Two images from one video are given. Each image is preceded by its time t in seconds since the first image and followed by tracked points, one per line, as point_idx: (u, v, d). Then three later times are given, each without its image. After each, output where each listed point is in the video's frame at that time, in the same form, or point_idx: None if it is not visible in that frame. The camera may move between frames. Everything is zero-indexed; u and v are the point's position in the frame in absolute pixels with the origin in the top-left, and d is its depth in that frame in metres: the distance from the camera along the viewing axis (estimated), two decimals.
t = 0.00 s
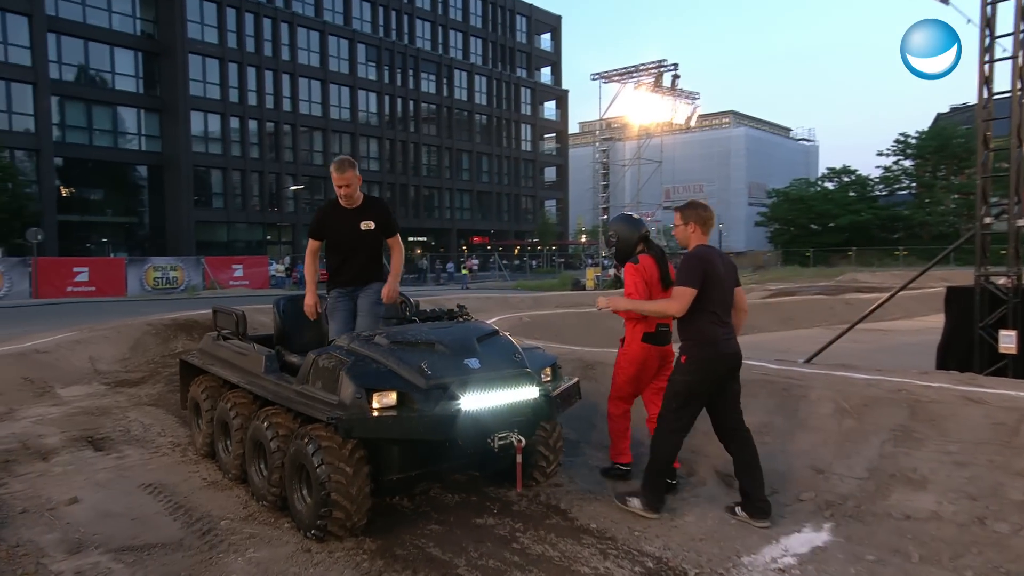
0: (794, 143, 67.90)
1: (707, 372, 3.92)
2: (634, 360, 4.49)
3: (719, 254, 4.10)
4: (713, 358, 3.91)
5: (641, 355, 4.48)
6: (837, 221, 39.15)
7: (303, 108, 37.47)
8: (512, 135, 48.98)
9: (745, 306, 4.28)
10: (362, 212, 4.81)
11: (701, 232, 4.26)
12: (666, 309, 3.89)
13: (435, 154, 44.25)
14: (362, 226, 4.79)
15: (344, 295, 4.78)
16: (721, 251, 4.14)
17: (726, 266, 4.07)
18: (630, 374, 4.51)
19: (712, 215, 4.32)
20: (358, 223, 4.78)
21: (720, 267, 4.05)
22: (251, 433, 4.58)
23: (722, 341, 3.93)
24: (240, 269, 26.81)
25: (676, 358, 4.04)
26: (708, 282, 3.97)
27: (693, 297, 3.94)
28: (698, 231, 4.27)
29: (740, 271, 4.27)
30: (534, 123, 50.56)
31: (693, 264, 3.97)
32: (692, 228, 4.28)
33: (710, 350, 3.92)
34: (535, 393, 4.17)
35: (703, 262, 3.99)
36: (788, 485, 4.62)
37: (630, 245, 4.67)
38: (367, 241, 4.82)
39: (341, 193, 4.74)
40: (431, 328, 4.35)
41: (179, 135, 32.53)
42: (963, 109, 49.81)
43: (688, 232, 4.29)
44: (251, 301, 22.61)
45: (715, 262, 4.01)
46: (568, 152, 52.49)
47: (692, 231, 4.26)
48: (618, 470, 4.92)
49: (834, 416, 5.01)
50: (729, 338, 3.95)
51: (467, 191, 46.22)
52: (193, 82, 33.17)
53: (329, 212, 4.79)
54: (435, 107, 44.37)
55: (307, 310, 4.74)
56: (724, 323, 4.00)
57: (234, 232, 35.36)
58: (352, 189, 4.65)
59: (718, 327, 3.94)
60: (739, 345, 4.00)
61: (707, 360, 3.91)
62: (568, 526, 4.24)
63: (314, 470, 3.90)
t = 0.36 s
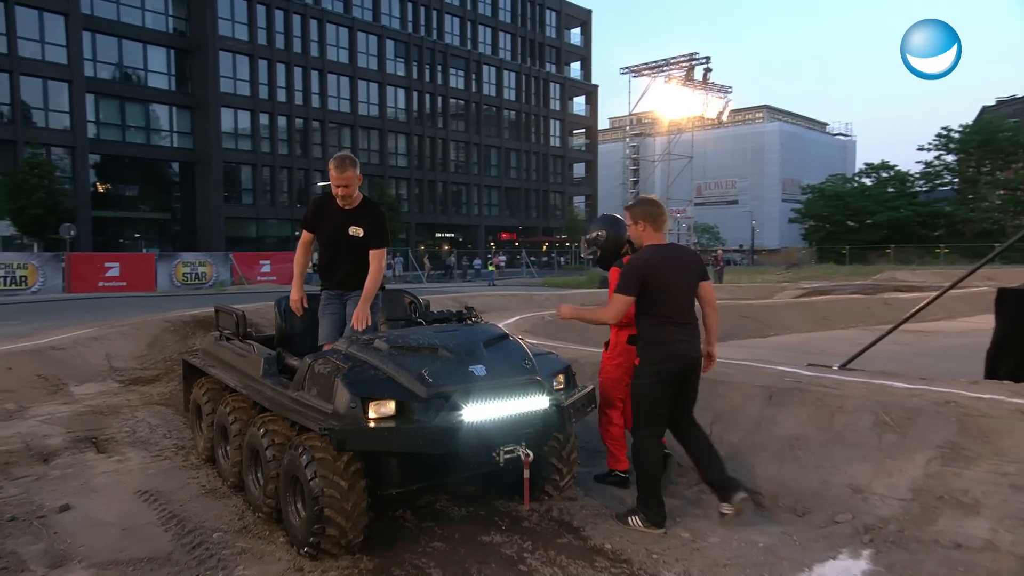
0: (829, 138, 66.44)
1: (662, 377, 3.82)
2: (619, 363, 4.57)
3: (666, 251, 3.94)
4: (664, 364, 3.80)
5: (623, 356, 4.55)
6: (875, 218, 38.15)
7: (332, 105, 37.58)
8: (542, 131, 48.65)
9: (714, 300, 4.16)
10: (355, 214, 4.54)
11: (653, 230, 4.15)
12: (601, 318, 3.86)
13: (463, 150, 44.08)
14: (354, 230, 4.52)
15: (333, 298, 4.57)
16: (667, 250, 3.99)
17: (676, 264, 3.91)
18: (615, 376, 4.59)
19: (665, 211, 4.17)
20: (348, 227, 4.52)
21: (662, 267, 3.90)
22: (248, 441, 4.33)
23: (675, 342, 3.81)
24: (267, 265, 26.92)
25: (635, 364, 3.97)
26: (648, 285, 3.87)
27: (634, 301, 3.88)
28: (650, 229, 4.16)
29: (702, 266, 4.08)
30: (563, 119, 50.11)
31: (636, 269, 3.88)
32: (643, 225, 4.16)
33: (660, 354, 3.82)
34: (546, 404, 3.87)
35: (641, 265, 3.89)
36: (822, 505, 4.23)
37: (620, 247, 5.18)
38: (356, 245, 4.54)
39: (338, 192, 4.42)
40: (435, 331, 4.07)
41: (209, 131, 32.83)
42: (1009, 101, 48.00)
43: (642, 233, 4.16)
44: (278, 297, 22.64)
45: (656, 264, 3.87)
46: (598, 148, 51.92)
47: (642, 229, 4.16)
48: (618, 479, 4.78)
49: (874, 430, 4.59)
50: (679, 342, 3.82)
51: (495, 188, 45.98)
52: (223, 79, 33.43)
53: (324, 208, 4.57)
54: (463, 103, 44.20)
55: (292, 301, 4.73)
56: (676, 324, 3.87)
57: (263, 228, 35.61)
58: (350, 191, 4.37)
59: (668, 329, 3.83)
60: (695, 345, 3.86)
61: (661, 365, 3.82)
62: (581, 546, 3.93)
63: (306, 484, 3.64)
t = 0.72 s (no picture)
0: (870, 134, 64.69)
1: (649, 382, 3.64)
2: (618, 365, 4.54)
3: (643, 252, 3.77)
4: (646, 368, 3.63)
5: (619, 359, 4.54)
6: (918, 216, 36.83)
7: (363, 106, 37.75)
8: (573, 130, 48.25)
9: (706, 302, 3.80)
10: (361, 212, 4.22)
11: (633, 234, 3.93)
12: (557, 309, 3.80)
13: (494, 150, 43.89)
14: (354, 227, 4.21)
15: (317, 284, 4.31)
16: (645, 250, 3.78)
17: (649, 262, 3.72)
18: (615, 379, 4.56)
19: (646, 212, 3.95)
20: (349, 223, 4.21)
21: (634, 267, 3.71)
22: (246, 453, 4.12)
23: (655, 346, 3.64)
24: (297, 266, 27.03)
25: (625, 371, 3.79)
26: (616, 288, 3.74)
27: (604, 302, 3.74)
28: (631, 233, 3.96)
29: (688, 265, 3.81)
30: (595, 118, 49.64)
31: (604, 271, 3.74)
32: (623, 228, 3.98)
33: (642, 359, 3.65)
34: (558, 418, 3.59)
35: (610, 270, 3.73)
36: (864, 529, 3.83)
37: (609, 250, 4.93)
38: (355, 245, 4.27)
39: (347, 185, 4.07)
40: (437, 339, 3.82)
41: (242, 134, 33.18)
42: None
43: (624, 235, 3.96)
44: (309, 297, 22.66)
45: (627, 264, 3.71)
46: (630, 147, 51.24)
47: (622, 233, 3.97)
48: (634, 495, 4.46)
49: (919, 448, 4.19)
50: (660, 346, 3.65)
51: (526, 188, 45.74)
52: (256, 82, 33.82)
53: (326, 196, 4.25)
54: (494, 102, 44.03)
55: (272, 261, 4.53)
56: (656, 328, 3.69)
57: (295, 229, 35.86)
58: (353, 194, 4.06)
59: (648, 331, 3.67)
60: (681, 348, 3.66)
61: (647, 370, 3.64)
62: (596, 572, 3.61)
63: (300, 501, 3.41)
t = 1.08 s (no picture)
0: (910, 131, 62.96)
1: (646, 383, 3.66)
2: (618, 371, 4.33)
3: (642, 254, 3.73)
4: (645, 368, 3.64)
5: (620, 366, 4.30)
6: (961, 215, 35.62)
7: (392, 107, 37.81)
8: (603, 129, 47.79)
9: (706, 302, 3.70)
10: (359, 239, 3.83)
11: (633, 231, 3.83)
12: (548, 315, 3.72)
13: (523, 150, 43.64)
14: (353, 255, 3.81)
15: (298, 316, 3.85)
16: (640, 252, 3.73)
17: (647, 262, 3.69)
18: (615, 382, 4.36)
19: (643, 208, 3.86)
20: (349, 251, 3.80)
21: (632, 269, 3.69)
22: (247, 463, 3.91)
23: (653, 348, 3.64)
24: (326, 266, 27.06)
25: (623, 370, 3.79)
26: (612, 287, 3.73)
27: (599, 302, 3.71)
28: (630, 229, 3.85)
29: (687, 263, 3.77)
30: (625, 117, 49.11)
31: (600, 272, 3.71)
32: (622, 225, 3.87)
33: (640, 360, 3.66)
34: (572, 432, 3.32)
35: (610, 268, 3.71)
36: (912, 557, 3.48)
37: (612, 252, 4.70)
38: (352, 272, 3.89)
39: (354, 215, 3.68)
40: (445, 346, 3.60)
41: (273, 135, 33.47)
42: None
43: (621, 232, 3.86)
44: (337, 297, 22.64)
45: (621, 264, 3.69)
46: (661, 146, 50.54)
47: (621, 229, 3.86)
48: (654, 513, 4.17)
49: (974, 468, 3.83)
50: (658, 347, 3.63)
51: (555, 187, 45.43)
52: (286, 83, 34.09)
53: (322, 217, 3.79)
54: (523, 102, 43.76)
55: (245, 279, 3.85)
56: (654, 329, 3.67)
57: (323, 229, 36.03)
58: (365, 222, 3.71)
59: (645, 331, 3.66)
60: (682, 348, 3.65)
61: (644, 371, 3.65)
62: None
63: (295, 517, 3.19)
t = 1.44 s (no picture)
0: (943, 127, 61.44)
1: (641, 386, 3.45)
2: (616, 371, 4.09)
3: (644, 251, 3.53)
4: (642, 370, 3.42)
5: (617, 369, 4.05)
6: (999, 212, 34.51)
7: (414, 106, 37.75)
8: (627, 127, 47.30)
9: (709, 305, 3.59)
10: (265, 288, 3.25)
11: (638, 225, 3.64)
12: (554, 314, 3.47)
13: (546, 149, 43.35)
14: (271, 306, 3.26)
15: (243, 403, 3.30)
16: (648, 248, 3.54)
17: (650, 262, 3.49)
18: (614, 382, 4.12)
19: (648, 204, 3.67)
20: (262, 306, 3.23)
21: (638, 268, 3.48)
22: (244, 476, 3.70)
23: (650, 350, 3.43)
24: (348, 265, 26.98)
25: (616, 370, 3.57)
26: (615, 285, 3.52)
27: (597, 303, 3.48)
28: (635, 225, 3.65)
29: (693, 265, 3.62)
30: (650, 114, 48.59)
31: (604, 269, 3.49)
32: (627, 221, 3.66)
33: (636, 362, 3.44)
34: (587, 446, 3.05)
35: (615, 264, 3.50)
36: None
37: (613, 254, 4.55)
38: (274, 326, 3.32)
39: (253, 269, 3.12)
40: (450, 350, 3.37)
41: (297, 135, 33.59)
42: None
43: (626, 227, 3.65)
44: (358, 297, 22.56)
45: (627, 261, 3.48)
46: (687, 144, 49.84)
47: (625, 224, 3.65)
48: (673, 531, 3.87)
49: None
50: (655, 347, 3.43)
51: (578, 186, 45.05)
52: (309, 84, 34.24)
53: (208, 293, 3.12)
54: (546, 100, 43.48)
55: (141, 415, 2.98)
56: (652, 330, 3.46)
57: (346, 229, 36.04)
58: (271, 270, 3.19)
59: (643, 331, 3.46)
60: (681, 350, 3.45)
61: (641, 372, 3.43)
62: None
63: (289, 535, 2.96)
